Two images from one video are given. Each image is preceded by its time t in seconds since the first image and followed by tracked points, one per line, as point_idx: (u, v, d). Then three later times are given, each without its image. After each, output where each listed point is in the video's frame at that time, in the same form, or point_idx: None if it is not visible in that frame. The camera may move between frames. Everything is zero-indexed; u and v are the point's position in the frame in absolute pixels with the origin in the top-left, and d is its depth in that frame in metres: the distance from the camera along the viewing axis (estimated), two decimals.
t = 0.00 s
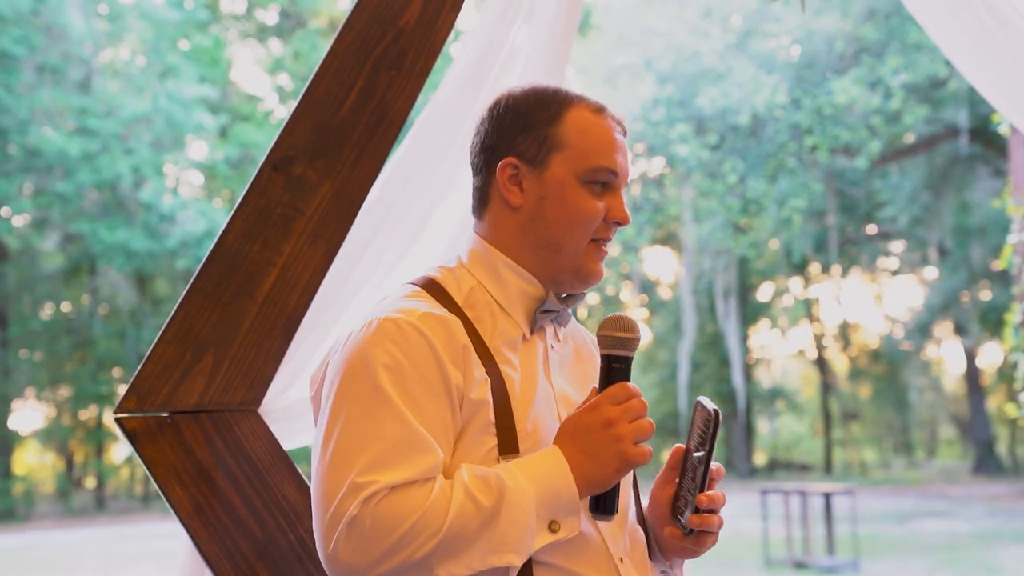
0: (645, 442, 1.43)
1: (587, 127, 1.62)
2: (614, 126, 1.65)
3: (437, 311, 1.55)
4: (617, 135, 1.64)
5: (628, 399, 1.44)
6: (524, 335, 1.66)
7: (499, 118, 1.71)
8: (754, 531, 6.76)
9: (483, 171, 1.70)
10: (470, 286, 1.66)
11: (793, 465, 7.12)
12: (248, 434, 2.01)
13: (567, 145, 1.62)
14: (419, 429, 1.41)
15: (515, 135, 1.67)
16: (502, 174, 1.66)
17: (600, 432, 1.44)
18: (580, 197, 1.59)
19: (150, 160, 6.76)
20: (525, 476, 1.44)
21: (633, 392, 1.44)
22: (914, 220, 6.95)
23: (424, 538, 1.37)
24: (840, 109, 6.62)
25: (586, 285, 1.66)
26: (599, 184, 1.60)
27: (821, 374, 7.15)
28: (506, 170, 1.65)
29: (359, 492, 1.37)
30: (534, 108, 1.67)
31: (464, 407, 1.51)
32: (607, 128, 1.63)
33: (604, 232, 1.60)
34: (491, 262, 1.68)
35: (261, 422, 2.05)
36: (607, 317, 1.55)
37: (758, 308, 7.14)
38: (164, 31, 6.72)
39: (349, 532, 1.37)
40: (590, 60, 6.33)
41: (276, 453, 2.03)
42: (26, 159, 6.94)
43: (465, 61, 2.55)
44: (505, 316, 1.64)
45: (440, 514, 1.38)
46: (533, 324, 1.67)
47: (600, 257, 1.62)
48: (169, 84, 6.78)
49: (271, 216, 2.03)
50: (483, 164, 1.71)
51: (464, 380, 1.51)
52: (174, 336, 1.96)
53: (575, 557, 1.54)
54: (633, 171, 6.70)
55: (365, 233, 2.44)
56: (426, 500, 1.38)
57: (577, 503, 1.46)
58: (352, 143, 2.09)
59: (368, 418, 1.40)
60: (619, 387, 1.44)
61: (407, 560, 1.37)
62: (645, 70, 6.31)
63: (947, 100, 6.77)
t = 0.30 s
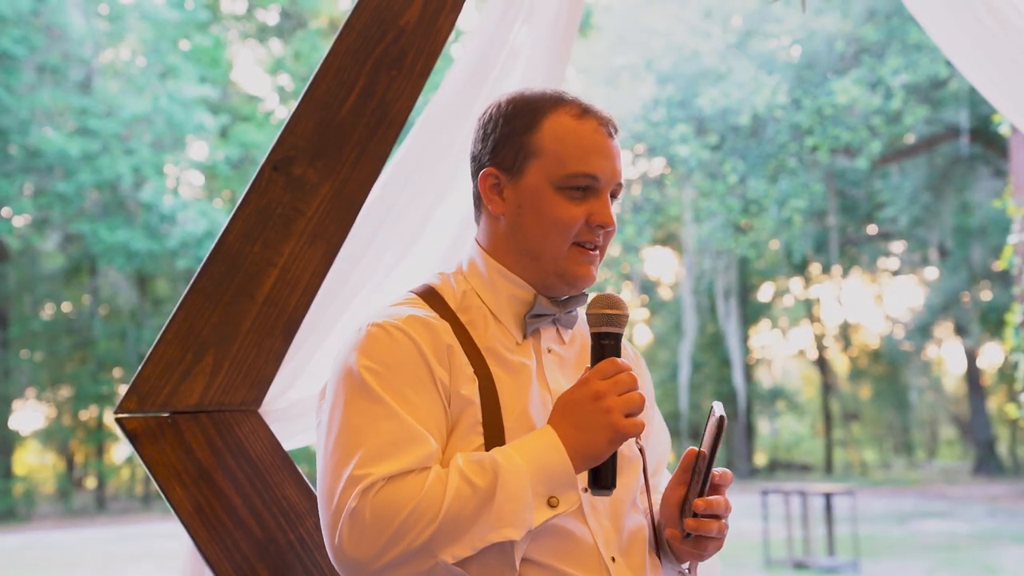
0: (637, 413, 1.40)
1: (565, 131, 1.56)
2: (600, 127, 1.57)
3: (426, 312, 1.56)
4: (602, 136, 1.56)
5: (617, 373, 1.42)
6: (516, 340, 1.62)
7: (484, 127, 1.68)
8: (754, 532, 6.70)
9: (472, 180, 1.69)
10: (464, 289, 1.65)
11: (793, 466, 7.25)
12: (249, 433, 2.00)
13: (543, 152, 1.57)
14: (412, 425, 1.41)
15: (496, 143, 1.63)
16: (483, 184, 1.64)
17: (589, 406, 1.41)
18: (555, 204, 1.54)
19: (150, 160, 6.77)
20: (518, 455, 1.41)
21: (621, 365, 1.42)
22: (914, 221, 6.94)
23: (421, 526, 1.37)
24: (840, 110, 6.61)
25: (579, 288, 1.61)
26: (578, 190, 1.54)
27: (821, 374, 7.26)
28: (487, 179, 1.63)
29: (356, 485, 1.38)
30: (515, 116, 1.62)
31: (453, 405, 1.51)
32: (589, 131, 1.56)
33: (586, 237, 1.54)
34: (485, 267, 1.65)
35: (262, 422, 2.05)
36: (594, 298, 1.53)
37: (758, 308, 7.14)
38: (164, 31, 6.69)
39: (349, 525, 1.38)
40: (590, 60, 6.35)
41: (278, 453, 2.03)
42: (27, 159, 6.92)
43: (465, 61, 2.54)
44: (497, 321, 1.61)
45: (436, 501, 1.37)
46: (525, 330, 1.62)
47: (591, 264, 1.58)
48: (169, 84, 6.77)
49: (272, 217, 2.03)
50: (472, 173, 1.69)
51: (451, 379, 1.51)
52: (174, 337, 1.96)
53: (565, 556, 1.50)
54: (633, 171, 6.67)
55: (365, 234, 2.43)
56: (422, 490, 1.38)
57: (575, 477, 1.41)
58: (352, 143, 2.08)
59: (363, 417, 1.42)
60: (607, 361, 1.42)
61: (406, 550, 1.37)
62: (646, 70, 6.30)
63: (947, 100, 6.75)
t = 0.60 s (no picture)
0: (626, 418, 1.38)
1: (565, 134, 1.56)
2: (598, 129, 1.58)
3: (420, 316, 1.57)
4: (601, 138, 1.57)
5: (606, 378, 1.40)
6: (511, 341, 1.62)
7: (481, 131, 1.69)
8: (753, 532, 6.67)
9: (471, 183, 1.69)
10: (460, 293, 1.66)
11: (792, 466, 7.16)
12: (247, 434, 2.00)
13: (543, 154, 1.57)
14: (400, 426, 1.42)
15: (495, 147, 1.64)
16: (484, 187, 1.64)
17: (576, 411, 1.39)
18: (557, 206, 1.54)
19: (150, 160, 6.77)
20: (505, 459, 1.41)
21: (610, 369, 1.40)
22: (913, 221, 6.96)
23: (409, 527, 1.37)
24: (840, 110, 6.62)
25: (576, 290, 1.61)
26: (579, 191, 1.54)
27: (820, 375, 7.29)
28: (487, 182, 1.63)
29: (344, 487, 1.39)
30: (514, 119, 1.63)
31: (443, 407, 1.51)
32: (588, 133, 1.56)
33: (587, 238, 1.54)
34: (482, 270, 1.66)
35: (261, 423, 2.05)
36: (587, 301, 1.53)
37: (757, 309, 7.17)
38: (164, 32, 6.70)
39: (340, 527, 1.38)
40: (590, 61, 6.34)
41: (275, 455, 2.02)
42: (26, 160, 6.91)
43: (465, 61, 2.54)
44: (492, 323, 1.62)
45: (422, 502, 1.38)
46: (522, 331, 1.62)
47: (591, 264, 1.57)
48: (168, 85, 6.77)
49: (272, 217, 2.03)
50: (472, 175, 1.69)
51: (441, 381, 1.51)
52: (174, 337, 1.96)
53: (564, 555, 1.50)
54: (633, 171, 6.62)
55: (364, 235, 2.43)
56: (408, 492, 1.38)
57: (563, 483, 1.42)
58: (352, 143, 2.09)
59: (353, 420, 1.42)
60: (596, 365, 1.40)
61: (394, 551, 1.37)
62: (645, 70, 6.31)
63: (947, 101, 6.76)
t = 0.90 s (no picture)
0: (627, 408, 1.39)
1: (559, 130, 1.58)
2: (591, 126, 1.60)
3: (422, 317, 1.57)
4: (593, 135, 1.59)
5: (606, 370, 1.41)
6: (511, 340, 1.62)
7: (476, 130, 1.70)
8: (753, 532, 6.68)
9: (466, 184, 1.70)
10: (457, 293, 1.66)
11: (792, 466, 7.25)
12: (248, 434, 2.00)
13: (538, 151, 1.58)
14: (404, 425, 1.41)
15: (489, 146, 1.65)
16: (480, 186, 1.65)
17: (579, 404, 1.40)
18: (553, 202, 1.55)
19: (150, 160, 6.77)
20: (511, 455, 1.40)
21: (610, 362, 1.41)
22: (913, 221, 6.95)
23: (416, 525, 1.37)
24: (840, 110, 6.62)
25: (573, 287, 1.62)
26: (574, 186, 1.56)
27: (820, 376, 7.35)
28: (483, 181, 1.64)
29: (350, 487, 1.39)
30: (508, 118, 1.64)
31: (447, 406, 1.51)
32: (580, 129, 1.58)
33: (583, 232, 1.55)
34: (479, 271, 1.67)
35: (262, 422, 2.05)
36: (581, 297, 1.55)
37: (757, 309, 7.16)
38: (163, 32, 6.69)
39: (344, 527, 1.38)
40: (590, 62, 6.35)
41: (277, 453, 2.03)
42: (25, 160, 6.88)
43: (465, 61, 2.54)
44: (492, 322, 1.62)
45: (428, 499, 1.38)
46: (521, 329, 1.62)
47: (586, 259, 1.58)
48: (168, 85, 6.76)
49: (271, 217, 2.03)
50: (466, 175, 1.70)
51: (445, 379, 1.51)
52: (173, 338, 1.95)
53: (565, 549, 1.50)
54: (633, 171, 6.65)
55: (364, 235, 2.43)
56: (412, 491, 1.38)
57: (568, 475, 1.42)
58: (352, 143, 2.09)
59: (357, 420, 1.42)
60: (596, 358, 1.41)
61: (402, 549, 1.37)
62: (645, 70, 6.31)
63: (946, 101, 6.77)
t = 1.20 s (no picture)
0: (619, 404, 1.38)
1: (537, 126, 1.59)
2: (571, 120, 1.61)
3: (418, 316, 1.57)
4: (575, 129, 1.60)
5: (599, 365, 1.40)
6: (506, 337, 1.62)
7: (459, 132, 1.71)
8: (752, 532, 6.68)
9: (452, 185, 1.72)
10: (451, 292, 1.66)
11: (792, 466, 7.27)
12: (247, 434, 2.00)
13: (517, 148, 1.60)
14: (398, 425, 1.41)
15: (472, 147, 1.67)
16: (463, 187, 1.67)
17: (571, 400, 1.39)
18: (534, 196, 1.57)
19: (149, 161, 6.76)
20: (502, 453, 1.40)
21: (602, 357, 1.40)
22: (913, 222, 6.97)
23: (405, 525, 1.37)
24: (839, 111, 6.62)
25: (564, 283, 1.62)
26: (556, 179, 1.57)
27: (819, 376, 7.31)
28: (467, 182, 1.66)
29: (341, 488, 1.39)
30: (487, 118, 1.66)
31: (442, 405, 1.51)
32: (560, 123, 1.59)
33: (569, 226, 1.56)
34: (472, 271, 1.67)
35: (261, 422, 2.05)
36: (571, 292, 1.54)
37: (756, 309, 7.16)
38: (163, 32, 6.68)
39: (337, 527, 1.38)
40: (590, 62, 6.35)
41: (274, 452, 2.02)
42: (25, 160, 6.87)
43: (464, 61, 2.54)
44: (486, 321, 1.62)
45: (419, 497, 1.37)
46: (514, 326, 1.62)
47: (574, 253, 1.58)
48: (168, 85, 6.76)
49: (271, 217, 2.03)
50: (452, 177, 1.72)
51: (440, 379, 1.51)
52: (173, 338, 1.96)
53: (564, 543, 1.50)
54: (632, 171, 6.59)
55: (363, 236, 2.43)
56: (403, 490, 1.38)
57: (559, 471, 1.41)
58: (352, 144, 2.09)
59: (350, 421, 1.43)
60: (587, 353, 1.40)
61: (393, 549, 1.37)
62: (645, 70, 6.32)
63: (946, 102, 6.77)
